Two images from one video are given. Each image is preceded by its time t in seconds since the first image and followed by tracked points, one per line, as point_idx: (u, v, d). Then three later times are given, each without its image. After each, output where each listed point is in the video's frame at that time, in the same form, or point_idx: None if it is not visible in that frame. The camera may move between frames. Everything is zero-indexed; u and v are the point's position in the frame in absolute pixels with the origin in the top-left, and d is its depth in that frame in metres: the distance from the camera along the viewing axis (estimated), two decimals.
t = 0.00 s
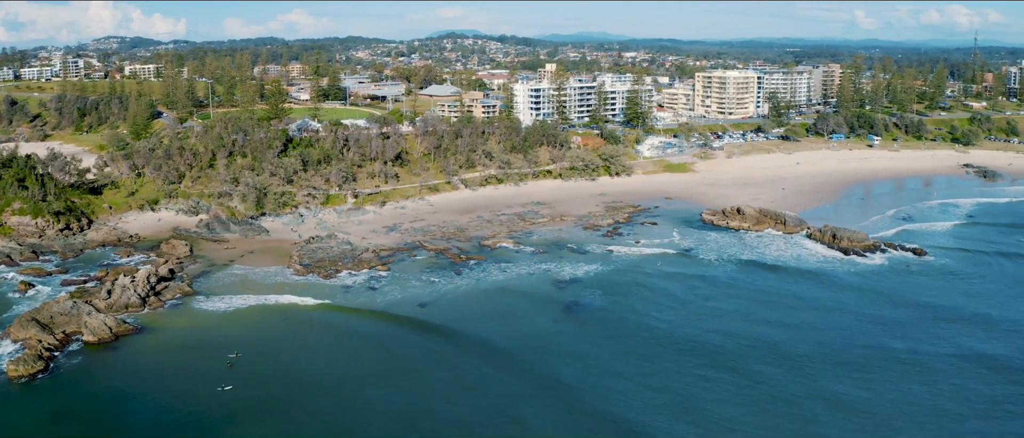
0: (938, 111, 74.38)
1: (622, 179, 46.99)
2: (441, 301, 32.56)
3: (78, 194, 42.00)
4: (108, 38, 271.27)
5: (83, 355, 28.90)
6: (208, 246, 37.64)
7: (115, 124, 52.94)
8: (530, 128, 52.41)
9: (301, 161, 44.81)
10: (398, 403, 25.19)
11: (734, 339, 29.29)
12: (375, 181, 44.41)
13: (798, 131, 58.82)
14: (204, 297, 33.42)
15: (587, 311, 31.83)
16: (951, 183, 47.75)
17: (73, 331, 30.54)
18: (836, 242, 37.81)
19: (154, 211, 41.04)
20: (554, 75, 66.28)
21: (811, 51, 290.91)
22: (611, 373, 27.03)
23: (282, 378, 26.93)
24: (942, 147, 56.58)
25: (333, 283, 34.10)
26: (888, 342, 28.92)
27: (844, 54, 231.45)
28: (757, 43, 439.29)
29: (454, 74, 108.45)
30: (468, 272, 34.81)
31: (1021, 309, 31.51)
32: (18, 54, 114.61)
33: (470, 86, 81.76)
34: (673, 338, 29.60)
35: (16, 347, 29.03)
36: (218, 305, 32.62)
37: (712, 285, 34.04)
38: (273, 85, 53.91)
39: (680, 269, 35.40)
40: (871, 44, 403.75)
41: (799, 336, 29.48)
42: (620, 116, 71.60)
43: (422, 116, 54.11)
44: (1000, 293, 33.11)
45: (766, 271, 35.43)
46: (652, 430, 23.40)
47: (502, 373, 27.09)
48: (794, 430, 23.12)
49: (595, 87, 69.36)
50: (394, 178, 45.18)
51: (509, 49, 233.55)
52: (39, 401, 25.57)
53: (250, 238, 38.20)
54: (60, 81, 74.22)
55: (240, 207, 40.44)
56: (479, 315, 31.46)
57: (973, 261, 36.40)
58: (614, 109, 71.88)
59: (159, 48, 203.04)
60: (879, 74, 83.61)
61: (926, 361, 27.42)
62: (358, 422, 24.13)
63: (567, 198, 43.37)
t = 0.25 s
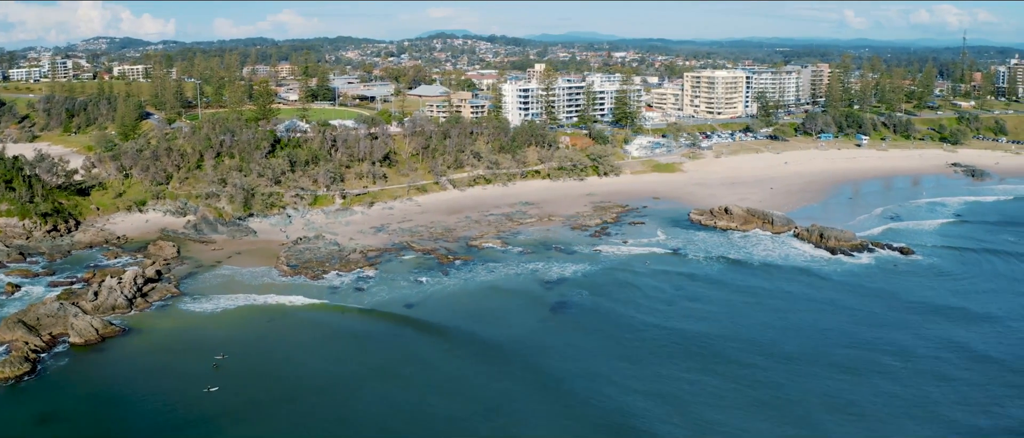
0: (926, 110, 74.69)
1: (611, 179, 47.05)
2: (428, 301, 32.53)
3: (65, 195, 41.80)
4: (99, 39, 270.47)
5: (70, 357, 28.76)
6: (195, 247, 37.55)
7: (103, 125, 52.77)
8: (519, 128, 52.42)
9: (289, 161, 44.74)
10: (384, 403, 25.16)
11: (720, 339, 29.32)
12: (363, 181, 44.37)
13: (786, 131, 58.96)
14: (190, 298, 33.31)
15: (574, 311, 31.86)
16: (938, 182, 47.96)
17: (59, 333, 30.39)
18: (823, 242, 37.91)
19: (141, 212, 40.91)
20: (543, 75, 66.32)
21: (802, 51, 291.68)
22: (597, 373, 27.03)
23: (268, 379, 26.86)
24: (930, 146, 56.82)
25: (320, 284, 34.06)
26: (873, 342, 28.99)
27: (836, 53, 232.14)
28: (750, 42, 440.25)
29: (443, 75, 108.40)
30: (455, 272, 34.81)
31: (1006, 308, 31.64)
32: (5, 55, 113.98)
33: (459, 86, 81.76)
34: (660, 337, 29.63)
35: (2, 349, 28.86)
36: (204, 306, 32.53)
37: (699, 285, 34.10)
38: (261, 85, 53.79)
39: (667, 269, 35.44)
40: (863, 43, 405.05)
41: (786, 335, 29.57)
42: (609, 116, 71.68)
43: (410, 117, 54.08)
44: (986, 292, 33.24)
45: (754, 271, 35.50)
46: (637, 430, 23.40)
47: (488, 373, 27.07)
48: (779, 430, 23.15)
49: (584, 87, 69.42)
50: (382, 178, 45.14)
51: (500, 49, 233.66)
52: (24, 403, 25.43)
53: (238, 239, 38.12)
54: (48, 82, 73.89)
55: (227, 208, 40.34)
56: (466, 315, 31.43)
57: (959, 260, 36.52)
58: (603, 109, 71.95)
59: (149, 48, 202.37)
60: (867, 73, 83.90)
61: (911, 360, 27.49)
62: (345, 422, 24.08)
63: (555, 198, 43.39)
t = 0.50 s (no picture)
0: (919, 110, 74.80)
1: (602, 179, 47.07)
2: (419, 301, 32.54)
3: (57, 196, 41.64)
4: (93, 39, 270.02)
5: (60, 358, 28.68)
6: (186, 248, 37.50)
7: (95, 126, 52.74)
8: (511, 128, 52.42)
9: (280, 162, 44.71)
10: (374, 404, 25.18)
11: (711, 339, 29.34)
12: (355, 182, 44.35)
13: (779, 131, 59.01)
14: (180, 299, 33.26)
15: (564, 311, 31.86)
16: (930, 181, 48.02)
17: (50, 334, 30.29)
18: (815, 241, 37.94)
19: (133, 213, 40.85)
20: (535, 76, 66.38)
21: (797, 50, 292.03)
22: (587, 373, 27.02)
23: (258, 380, 26.86)
24: (922, 145, 56.91)
25: (311, 285, 34.03)
26: (864, 341, 29.02)
27: (832, 53, 232.43)
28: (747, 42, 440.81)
29: (437, 75, 108.38)
30: (446, 272, 34.80)
31: (996, 308, 31.71)
32: None
33: (452, 87, 81.76)
34: (651, 337, 29.63)
35: None
36: (195, 307, 32.48)
37: (690, 285, 34.11)
38: (253, 86, 53.75)
39: (658, 269, 35.45)
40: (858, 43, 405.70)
41: (776, 336, 29.58)
42: (602, 116, 71.72)
43: (402, 117, 54.06)
44: (977, 292, 33.32)
45: (745, 271, 35.53)
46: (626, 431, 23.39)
47: (478, 374, 27.06)
48: (768, 430, 23.14)
49: (577, 87, 69.46)
50: (374, 179, 45.14)
51: (494, 49, 233.75)
52: (14, 405, 25.36)
53: (229, 240, 38.09)
54: (41, 83, 73.75)
55: (218, 209, 40.29)
56: (456, 316, 31.40)
57: (950, 260, 36.59)
58: (596, 109, 71.98)
59: (143, 49, 202.10)
60: (859, 73, 84.01)
61: (901, 360, 27.51)
62: (334, 423, 24.09)
63: (547, 199, 43.40)
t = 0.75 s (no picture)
0: (911, 110, 74.96)
1: (594, 180, 47.09)
2: (409, 302, 32.53)
3: (48, 197, 41.49)
4: (86, 40, 269.53)
5: (50, 360, 28.58)
6: (177, 249, 37.44)
7: (88, 127, 52.73)
8: (502, 128, 52.44)
9: (272, 163, 44.68)
10: (363, 404, 25.17)
11: (701, 339, 29.34)
12: (346, 182, 44.32)
13: (770, 130, 59.08)
14: (170, 301, 33.19)
15: (555, 311, 31.87)
16: (921, 181, 48.10)
17: (40, 336, 30.18)
18: (805, 241, 37.98)
19: (124, 214, 40.77)
20: (527, 76, 66.45)
21: (791, 50, 292.54)
22: (577, 374, 27.00)
23: (247, 380, 26.83)
24: (914, 145, 57.01)
25: (301, 285, 34.00)
26: (854, 341, 29.04)
27: (825, 53, 232.96)
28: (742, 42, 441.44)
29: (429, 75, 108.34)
30: (437, 273, 34.78)
31: (986, 308, 31.77)
32: None
33: (444, 87, 81.75)
34: (640, 338, 29.65)
35: None
36: (184, 308, 32.42)
37: (681, 285, 34.13)
38: (244, 86, 53.68)
39: (649, 269, 35.45)
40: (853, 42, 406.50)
41: (766, 335, 29.61)
42: (594, 116, 71.77)
43: (394, 118, 54.04)
44: (967, 291, 33.38)
45: (736, 271, 35.56)
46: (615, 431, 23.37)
47: (468, 375, 27.04)
48: (757, 431, 23.13)
49: (569, 87, 69.50)
50: (365, 179, 45.11)
51: (489, 49, 233.85)
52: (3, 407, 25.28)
53: (219, 241, 38.04)
54: (33, 84, 73.59)
55: (209, 210, 40.24)
56: (446, 317, 31.37)
57: (941, 260, 36.66)
58: (588, 109, 72.03)
59: (136, 50, 201.80)
60: (851, 73, 84.18)
61: (891, 360, 27.54)
62: (323, 423, 24.09)
63: (538, 199, 43.41)
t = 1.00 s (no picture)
0: (902, 109, 75.15)
1: (585, 180, 47.14)
2: (398, 302, 32.53)
3: (38, 197, 41.34)
4: (80, 40, 268.94)
5: (39, 361, 28.44)
6: (168, 250, 37.38)
7: (79, 127, 52.66)
8: (493, 129, 52.46)
9: (262, 163, 44.65)
10: (353, 404, 25.21)
11: (691, 339, 29.34)
12: (337, 183, 44.30)
13: (762, 130, 59.14)
14: (160, 301, 33.12)
15: (544, 311, 31.89)
16: (912, 181, 48.20)
17: (29, 337, 30.03)
18: (796, 241, 38.05)
19: (114, 215, 40.67)
20: (518, 76, 66.48)
21: (785, 50, 293.15)
22: (566, 374, 26.99)
23: (236, 381, 26.82)
24: (905, 145, 57.13)
25: (291, 286, 33.97)
26: (843, 341, 29.06)
27: (817, 53, 233.59)
28: (738, 42, 442.05)
29: (421, 75, 108.30)
30: (427, 273, 34.79)
31: (975, 307, 31.84)
32: None
33: (436, 88, 81.77)
34: (631, 337, 29.68)
35: None
36: (174, 309, 32.36)
37: (671, 285, 34.16)
38: (235, 87, 53.61)
39: (639, 269, 35.47)
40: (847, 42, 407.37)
41: (754, 335, 29.66)
42: (585, 116, 71.84)
43: (385, 118, 54.04)
44: (957, 290, 33.44)
45: (726, 271, 35.60)
46: (604, 432, 23.34)
47: (457, 374, 27.07)
48: (746, 431, 23.12)
49: (560, 88, 69.61)
50: (356, 179, 45.09)
51: (482, 49, 233.95)
52: None
53: (210, 242, 37.99)
54: (23, 85, 73.39)
55: (200, 210, 40.18)
56: (435, 317, 31.38)
57: (931, 259, 36.73)
58: (579, 109, 72.11)
59: (129, 50, 201.50)
60: (843, 73, 84.36)
61: (880, 359, 27.57)
62: (312, 423, 24.14)
63: (529, 199, 43.42)
